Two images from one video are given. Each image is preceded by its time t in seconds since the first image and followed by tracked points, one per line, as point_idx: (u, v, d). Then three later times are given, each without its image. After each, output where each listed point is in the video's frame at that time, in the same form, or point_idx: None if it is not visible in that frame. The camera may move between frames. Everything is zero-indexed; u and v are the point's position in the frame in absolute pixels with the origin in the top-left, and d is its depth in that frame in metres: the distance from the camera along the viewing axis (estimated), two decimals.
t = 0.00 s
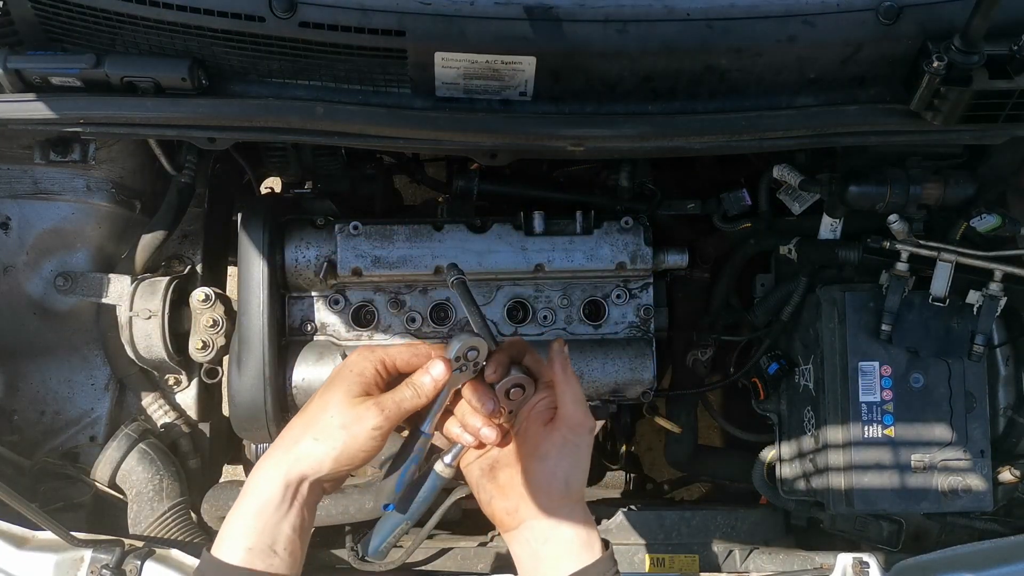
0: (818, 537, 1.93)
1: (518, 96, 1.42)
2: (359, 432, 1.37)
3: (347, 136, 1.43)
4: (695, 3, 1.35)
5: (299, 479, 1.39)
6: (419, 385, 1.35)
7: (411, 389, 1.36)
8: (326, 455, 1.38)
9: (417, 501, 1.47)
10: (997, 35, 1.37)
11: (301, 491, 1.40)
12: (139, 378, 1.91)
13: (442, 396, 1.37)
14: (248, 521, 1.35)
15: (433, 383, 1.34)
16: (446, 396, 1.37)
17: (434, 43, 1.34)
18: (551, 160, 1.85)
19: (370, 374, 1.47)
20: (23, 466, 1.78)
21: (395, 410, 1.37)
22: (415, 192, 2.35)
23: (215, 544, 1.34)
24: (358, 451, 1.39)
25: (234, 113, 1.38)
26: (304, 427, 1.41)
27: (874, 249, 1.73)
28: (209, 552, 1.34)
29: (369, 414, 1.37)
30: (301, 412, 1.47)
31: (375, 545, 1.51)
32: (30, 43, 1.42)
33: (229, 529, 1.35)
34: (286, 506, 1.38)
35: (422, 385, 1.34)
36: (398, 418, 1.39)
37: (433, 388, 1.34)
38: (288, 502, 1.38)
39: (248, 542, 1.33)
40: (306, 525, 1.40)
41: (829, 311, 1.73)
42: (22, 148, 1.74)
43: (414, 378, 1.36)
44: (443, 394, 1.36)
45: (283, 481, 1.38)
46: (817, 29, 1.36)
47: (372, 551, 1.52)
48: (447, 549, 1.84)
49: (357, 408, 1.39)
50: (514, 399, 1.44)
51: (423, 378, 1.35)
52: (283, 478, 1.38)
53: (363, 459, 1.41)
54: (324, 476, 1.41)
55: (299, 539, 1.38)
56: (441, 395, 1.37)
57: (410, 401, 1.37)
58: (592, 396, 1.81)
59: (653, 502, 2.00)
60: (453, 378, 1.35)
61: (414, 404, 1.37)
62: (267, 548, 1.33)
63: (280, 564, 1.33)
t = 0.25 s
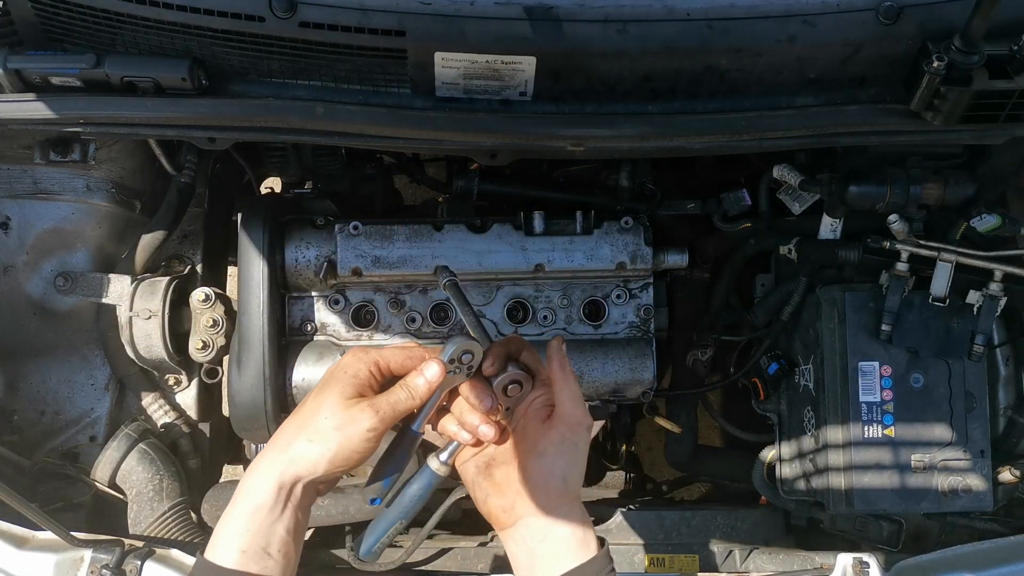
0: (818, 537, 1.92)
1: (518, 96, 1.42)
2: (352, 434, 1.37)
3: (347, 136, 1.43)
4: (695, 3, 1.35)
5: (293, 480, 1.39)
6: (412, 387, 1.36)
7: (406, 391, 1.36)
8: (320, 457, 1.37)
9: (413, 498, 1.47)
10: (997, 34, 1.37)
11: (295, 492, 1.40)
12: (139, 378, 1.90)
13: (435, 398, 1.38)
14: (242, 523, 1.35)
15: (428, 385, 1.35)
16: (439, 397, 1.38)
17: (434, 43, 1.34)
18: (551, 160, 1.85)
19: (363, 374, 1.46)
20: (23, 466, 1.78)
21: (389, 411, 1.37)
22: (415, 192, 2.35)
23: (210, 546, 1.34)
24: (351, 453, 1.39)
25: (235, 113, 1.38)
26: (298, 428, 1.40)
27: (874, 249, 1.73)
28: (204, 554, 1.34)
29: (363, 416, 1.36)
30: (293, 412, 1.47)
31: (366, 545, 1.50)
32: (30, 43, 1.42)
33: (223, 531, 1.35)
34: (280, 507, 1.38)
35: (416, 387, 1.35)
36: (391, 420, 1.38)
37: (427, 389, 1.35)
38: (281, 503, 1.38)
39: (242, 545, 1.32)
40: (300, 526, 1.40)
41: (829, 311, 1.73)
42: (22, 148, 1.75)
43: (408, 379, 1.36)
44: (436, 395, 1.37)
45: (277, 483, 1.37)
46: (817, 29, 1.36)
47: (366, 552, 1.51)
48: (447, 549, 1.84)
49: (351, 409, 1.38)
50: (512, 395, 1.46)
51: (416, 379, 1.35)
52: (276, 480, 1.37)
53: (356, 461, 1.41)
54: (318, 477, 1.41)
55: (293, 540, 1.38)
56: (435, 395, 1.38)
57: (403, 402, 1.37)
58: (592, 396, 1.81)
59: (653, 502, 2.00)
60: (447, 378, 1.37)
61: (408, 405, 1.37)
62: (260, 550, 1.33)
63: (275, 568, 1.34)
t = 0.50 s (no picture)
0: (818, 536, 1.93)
1: (518, 96, 1.42)
2: (352, 430, 1.37)
3: (347, 136, 1.43)
4: (695, 3, 1.35)
5: (292, 476, 1.39)
6: (412, 384, 1.35)
7: (406, 386, 1.35)
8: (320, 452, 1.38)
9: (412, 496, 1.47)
10: (997, 35, 1.37)
11: (294, 488, 1.40)
12: (139, 378, 1.90)
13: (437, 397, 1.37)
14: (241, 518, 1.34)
15: (428, 382, 1.34)
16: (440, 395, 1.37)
17: (434, 43, 1.34)
18: (551, 160, 1.85)
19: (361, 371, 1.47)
20: (24, 466, 1.78)
21: (388, 407, 1.36)
22: (415, 192, 2.35)
23: (210, 543, 1.34)
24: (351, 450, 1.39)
25: (234, 113, 1.38)
26: (297, 424, 1.41)
27: (874, 250, 1.74)
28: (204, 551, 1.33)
29: (363, 411, 1.36)
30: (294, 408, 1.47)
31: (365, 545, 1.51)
32: (30, 43, 1.42)
33: (223, 528, 1.34)
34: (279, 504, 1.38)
35: (416, 383, 1.34)
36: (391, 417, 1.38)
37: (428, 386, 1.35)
38: (281, 499, 1.38)
39: (243, 540, 1.32)
40: (300, 523, 1.40)
41: (829, 311, 1.73)
42: (23, 148, 1.77)
43: (408, 376, 1.36)
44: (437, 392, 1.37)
45: (276, 478, 1.38)
46: (817, 29, 1.36)
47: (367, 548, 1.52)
48: (447, 549, 1.84)
49: (351, 405, 1.38)
50: (512, 393, 1.47)
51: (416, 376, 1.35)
52: (276, 475, 1.38)
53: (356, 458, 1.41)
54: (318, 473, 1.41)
55: (294, 536, 1.38)
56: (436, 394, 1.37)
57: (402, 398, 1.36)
58: (592, 396, 1.81)
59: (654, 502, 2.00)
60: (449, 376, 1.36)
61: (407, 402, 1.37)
62: (260, 546, 1.33)
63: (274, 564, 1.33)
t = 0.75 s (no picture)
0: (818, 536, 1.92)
1: (518, 96, 1.42)
2: (360, 402, 1.37)
3: (347, 136, 1.43)
4: (695, 3, 1.35)
5: (300, 447, 1.38)
6: (421, 359, 1.35)
7: (414, 360, 1.36)
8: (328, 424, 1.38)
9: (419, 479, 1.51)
10: (997, 34, 1.37)
11: (302, 460, 1.39)
12: (139, 378, 1.90)
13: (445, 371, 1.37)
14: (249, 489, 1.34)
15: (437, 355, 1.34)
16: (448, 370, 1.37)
17: (434, 43, 1.34)
18: (551, 160, 1.85)
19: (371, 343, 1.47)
20: (23, 466, 1.78)
21: (397, 379, 1.37)
22: (415, 192, 2.35)
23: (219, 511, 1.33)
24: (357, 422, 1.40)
25: (234, 113, 1.38)
26: (304, 396, 1.41)
27: (874, 250, 1.74)
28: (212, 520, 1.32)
29: (371, 383, 1.37)
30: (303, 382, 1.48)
31: (371, 525, 1.55)
32: (30, 43, 1.42)
33: (233, 496, 1.33)
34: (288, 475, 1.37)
35: (424, 356, 1.34)
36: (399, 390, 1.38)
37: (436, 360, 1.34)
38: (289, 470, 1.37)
39: (253, 509, 1.31)
40: (308, 495, 1.39)
41: (829, 311, 1.73)
42: (23, 148, 1.76)
43: (417, 351, 1.36)
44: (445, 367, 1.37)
45: (284, 449, 1.37)
46: (817, 29, 1.36)
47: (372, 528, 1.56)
48: (447, 549, 1.84)
49: (358, 377, 1.39)
50: (518, 372, 1.46)
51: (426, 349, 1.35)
52: (284, 446, 1.37)
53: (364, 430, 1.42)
54: (325, 444, 1.40)
55: (301, 508, 1.37)
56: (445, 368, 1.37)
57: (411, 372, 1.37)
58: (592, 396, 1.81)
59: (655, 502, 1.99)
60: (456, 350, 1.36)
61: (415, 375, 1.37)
62: (270, 515, 1.32)
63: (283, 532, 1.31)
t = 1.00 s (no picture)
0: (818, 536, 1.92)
1: (518, 95, 1.42)
2: (386, 349, 1.23)
3: (347, 136, 1.43)
4: (695, 3, 1.35)
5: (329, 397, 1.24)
6: (439, 304, 1.26)
7: (431, 305, 1.26)
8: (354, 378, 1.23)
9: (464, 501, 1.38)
10: (997, 34, 1.37)
11: (328, 409, 1.25)
12: (139, 378, 1.91)
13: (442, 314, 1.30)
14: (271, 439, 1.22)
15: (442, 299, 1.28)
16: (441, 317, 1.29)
17: (434, 43, 1.34)
18: (550, 159, 1.85)
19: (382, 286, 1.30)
20: (23, 466, 1.77)
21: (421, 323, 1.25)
22: (415, 192, 2.35)
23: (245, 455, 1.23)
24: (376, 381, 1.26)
25: (234, 113, 1.38)
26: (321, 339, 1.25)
27: (874, 250, 1.74)
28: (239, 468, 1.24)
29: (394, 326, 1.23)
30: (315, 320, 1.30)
31: (426, 540, 1.45)
32: (30, 43, 1.42)
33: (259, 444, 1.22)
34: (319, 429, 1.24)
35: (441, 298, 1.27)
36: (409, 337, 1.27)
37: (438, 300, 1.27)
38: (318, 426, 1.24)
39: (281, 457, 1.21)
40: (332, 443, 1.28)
41: (829, 311, 1.73)
42: (22, 148, 1.75)
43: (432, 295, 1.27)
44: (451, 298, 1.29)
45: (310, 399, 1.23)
46: (817, 29, 1.36)
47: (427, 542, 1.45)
48: (447, 548, 1.84)
49: (382, 323, 1.24)
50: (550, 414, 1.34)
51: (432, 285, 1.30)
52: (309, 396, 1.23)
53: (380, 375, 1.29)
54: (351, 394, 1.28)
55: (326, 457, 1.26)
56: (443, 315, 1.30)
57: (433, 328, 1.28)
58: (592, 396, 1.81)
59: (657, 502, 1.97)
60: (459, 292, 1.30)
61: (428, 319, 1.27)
62: (299, 463, 1.22)
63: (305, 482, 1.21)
